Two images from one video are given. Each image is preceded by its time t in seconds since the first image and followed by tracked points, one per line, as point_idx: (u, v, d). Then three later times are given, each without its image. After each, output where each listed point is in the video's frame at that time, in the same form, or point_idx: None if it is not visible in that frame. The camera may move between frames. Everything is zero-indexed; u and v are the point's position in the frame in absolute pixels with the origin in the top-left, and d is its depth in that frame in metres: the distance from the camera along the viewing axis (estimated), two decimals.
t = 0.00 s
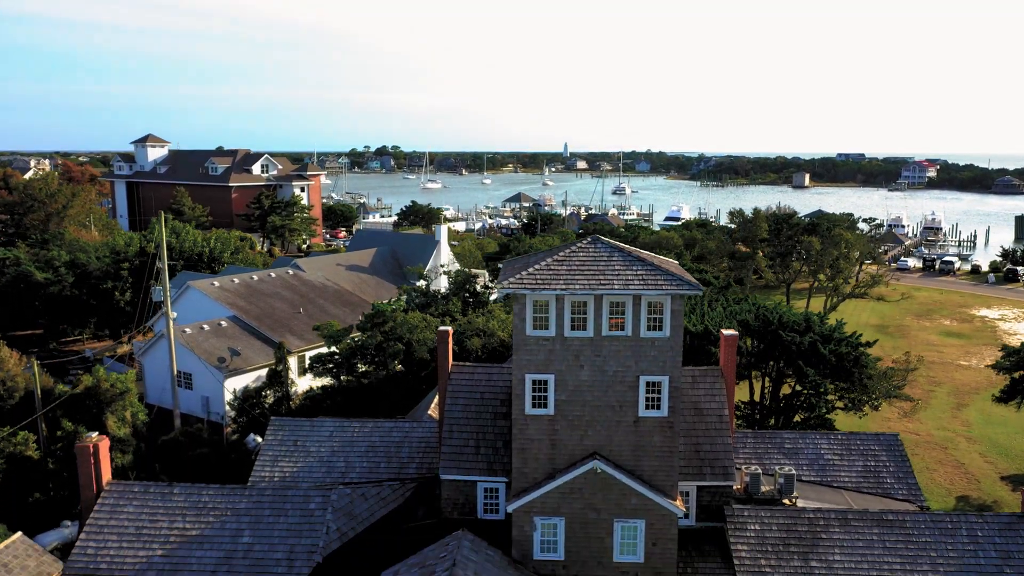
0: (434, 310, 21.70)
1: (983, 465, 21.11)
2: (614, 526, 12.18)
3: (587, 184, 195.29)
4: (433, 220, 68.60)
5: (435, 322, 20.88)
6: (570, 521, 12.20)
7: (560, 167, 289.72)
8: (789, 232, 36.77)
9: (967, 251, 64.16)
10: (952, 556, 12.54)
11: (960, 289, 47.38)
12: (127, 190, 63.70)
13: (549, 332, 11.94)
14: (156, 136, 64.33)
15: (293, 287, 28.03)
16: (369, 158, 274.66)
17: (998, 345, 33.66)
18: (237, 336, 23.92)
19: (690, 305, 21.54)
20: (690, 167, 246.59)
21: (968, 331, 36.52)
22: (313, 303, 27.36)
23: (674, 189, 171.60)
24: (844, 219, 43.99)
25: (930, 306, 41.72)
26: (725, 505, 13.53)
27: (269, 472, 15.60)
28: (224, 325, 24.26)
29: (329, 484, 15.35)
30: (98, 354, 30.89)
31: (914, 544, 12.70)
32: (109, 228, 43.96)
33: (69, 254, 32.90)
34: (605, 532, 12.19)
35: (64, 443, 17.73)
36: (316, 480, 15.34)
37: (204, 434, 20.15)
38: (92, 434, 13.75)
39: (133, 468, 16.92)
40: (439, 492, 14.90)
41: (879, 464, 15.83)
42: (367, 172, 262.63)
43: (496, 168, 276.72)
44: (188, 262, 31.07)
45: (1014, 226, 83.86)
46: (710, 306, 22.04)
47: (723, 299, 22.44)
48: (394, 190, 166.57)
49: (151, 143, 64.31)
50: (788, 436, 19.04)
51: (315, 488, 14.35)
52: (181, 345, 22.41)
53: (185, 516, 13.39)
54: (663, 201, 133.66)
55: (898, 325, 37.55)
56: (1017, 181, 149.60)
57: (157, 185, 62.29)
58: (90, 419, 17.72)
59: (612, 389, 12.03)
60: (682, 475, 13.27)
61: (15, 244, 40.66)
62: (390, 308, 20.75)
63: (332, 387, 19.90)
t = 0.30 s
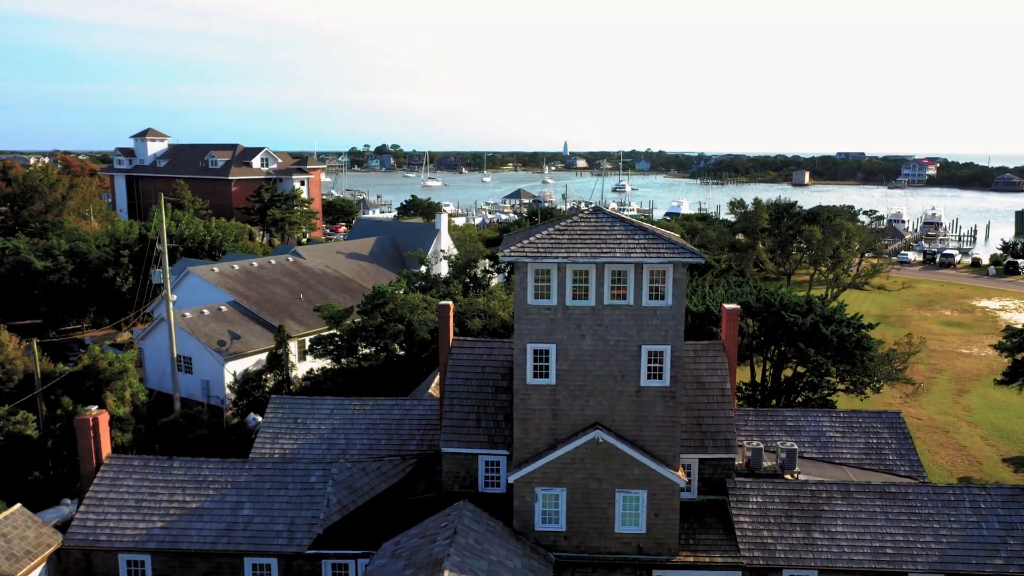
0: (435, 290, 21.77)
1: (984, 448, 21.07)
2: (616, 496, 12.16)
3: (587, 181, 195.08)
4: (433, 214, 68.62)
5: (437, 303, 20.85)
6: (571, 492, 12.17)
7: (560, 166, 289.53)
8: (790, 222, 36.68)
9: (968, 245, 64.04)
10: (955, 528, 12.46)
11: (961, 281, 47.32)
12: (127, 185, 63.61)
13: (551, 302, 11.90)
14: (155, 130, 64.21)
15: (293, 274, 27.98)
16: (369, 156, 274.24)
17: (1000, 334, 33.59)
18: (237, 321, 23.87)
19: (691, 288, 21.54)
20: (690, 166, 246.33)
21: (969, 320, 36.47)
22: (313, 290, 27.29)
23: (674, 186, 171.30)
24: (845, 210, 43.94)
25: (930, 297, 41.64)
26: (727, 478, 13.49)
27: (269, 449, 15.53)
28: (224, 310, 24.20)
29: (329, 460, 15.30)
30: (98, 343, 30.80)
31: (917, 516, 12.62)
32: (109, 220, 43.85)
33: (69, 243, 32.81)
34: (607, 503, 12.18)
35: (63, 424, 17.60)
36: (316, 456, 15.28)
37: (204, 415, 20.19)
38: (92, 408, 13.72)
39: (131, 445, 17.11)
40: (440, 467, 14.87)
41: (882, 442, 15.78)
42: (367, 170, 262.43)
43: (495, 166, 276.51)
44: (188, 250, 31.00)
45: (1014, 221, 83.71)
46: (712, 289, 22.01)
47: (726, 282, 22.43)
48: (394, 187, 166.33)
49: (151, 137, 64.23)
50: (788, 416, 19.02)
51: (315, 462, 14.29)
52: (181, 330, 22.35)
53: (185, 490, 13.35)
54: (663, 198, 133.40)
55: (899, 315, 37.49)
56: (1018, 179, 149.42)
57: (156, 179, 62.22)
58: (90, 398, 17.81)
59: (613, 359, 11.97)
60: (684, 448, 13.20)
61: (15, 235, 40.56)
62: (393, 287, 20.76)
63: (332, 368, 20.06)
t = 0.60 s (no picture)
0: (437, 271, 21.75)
1: (987, 430, 21.06)
2: (619, 466, 12.12)
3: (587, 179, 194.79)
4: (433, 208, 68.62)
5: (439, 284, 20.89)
6: (574, 461, 12.13)
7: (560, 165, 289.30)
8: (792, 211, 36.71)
9: (968, 239, 63.95)
10: (959, 498, 12.40)
11: (962, 273, 47.26)
12: (127, 178, 63.53)
13: (554, 270, 11.86)
14: (155, 124, 64.10)
15: (293, 260, 27.94)
16: (369, 154, 274.26)
17: (1001, 323, 33.55)
18: (238, 305, 23.82)
19: (692, 269, 21.53)
20: (690, 164, 246.21)
21: (970, 310, 36.44)
22: (314, 275, 27.25)
23: (674, 184, 171.14)
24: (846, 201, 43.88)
25: (932, 288, 41.59)
26: (730, 450, 13.43)
27: (270, 425, 15.47)
28: (224, 294, 24.14)
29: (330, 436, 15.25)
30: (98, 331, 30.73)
31: (921, 486, 12.57)
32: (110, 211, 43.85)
33: (69, 232, 32.76)
34: (610, 472, 12.14)
35: (63, 403, 17.53)
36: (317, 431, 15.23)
37: (205, 398, 20.17)
38: (92, 380, 13.69)
39: (132, 423, 16.97)
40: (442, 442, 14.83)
41: (885, 418, 15.73)
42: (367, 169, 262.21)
43: (496, 164, 276.38)
44: (188, 237, 30.95)
45: (1015, 217, 83.58)
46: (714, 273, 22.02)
47: (729, 263, 22.40)
48: (394, 185, 166.17)
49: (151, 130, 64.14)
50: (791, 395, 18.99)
51: (316, 436, 14.23)
52: (182, 313, 22.32)
53: (186, 462, 13.31)
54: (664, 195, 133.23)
55: (900, 305, 37.47)
56: (1018, 176, 149.40)
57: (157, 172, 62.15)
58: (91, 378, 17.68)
59: (616, 327, 11.92)
60: (687, 420, 13.19)
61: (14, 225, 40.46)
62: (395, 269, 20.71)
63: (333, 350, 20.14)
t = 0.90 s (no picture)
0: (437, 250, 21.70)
1: (989, 411, 21.01)
2: (623, 434, 12.05)
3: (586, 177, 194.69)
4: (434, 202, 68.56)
5: (441, 264, 20.86)
6: (577, 430, 12.07)
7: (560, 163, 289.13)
8: (792, 200, 36.69)
9: (969, 233, 63.86)
10: (964, 467, 12.33)
11: (963, 264, 47.19)
12: (127, 172, 63.46)
13: (556, 235, 11.81)
14: (155, 117, 64.03)
15: (294, 245, 27.87)
16: (369, 152, 274.26)
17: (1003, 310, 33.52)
18: (239, 288, 23.76)
19: (694, 249, 21.49)
20: (690, 162, 246.15)
21: (971, 299, 36.39)
22: (314, 261, 27.18)
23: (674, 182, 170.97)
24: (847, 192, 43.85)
25: (933, 278, 41.54)
26: (734, 421, 13.37)
27: (271, 399, 15.41)
28: (225, 277, 24.07)
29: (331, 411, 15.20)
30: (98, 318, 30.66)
31: (925, 456, 12.50)
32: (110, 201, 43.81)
33: (69, 220, 32.69)
34: (613, 440, 12.07)
35: (63, 379, 17.64)
36: (318, 405, 15.17)
37: (204, 378, 20.14)
38: (92, 351, 13.63)
39: (134, 400, 16.85)
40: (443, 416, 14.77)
41: (888, 393, 15.66)
42: (366, 167, 262.17)
43: (496, 163, 276.32)
44: (188, 223, 30.89)
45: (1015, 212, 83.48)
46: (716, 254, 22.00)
47: (731, 245, 22.39)
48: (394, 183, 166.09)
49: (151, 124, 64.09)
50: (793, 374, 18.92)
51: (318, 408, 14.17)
52: (183, 295, 22.28)
53: (186, 432, 13.25)
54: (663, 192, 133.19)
55: (902, 294, 37.40)
56: (1019, 174, 149.38)
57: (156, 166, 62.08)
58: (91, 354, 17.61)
59: (619, 294, 11.86)
60: (691, 390, 13.12)
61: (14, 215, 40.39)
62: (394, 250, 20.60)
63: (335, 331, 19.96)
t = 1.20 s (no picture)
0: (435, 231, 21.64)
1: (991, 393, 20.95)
2: (624, 401, 11.97)
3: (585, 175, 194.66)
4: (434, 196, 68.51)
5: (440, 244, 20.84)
6: (578, 398, 12.00)
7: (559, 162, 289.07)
8: (793, 188, 36.68)
9: (969, 227, 63.78)
10: (966, 436, 12.26)
11: (963, 256, 47.13)
12: (126, 166, 63.43)
13: (557, 202, 11.76)
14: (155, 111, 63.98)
15: (293, 231, 27.80)
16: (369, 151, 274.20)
17: (1003, 298, 33.47)
18: (238, 272, 23.70)
19: (694, 230, 21.42)
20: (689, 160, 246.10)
21: (971, 288, 36.35)
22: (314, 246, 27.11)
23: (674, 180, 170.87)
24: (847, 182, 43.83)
25: (933, 268, 41.50)
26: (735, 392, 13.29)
27: (270, 374, 15.35)
28: (224, 261, 24.00)
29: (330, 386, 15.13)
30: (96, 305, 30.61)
31: (928, 425, 12.43)
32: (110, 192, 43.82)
33: (67, 209, 32.53)
34: (614, 408, 12.00)
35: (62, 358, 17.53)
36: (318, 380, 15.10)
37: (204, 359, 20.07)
38: (91, 322, 13.55)
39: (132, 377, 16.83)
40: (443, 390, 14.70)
41: (890, 368, 15.60)
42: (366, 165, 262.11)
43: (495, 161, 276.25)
44: (188, 210, 30.85)
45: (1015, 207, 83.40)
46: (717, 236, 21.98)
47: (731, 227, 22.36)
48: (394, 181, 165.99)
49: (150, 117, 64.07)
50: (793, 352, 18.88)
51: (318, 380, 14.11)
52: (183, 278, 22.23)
53: (185, 404, 13.18)
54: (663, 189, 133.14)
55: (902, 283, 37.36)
56: (1019, 171, 149.39)
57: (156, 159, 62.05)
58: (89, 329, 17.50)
59: (620, 261, 11.80)
60: (692, 360, 13.05)
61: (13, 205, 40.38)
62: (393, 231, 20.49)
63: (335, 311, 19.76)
